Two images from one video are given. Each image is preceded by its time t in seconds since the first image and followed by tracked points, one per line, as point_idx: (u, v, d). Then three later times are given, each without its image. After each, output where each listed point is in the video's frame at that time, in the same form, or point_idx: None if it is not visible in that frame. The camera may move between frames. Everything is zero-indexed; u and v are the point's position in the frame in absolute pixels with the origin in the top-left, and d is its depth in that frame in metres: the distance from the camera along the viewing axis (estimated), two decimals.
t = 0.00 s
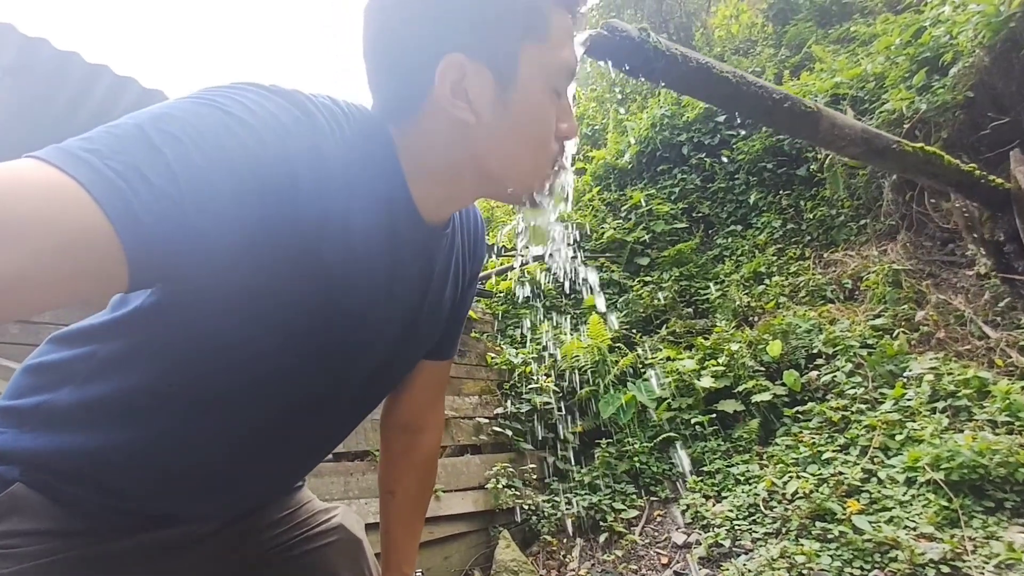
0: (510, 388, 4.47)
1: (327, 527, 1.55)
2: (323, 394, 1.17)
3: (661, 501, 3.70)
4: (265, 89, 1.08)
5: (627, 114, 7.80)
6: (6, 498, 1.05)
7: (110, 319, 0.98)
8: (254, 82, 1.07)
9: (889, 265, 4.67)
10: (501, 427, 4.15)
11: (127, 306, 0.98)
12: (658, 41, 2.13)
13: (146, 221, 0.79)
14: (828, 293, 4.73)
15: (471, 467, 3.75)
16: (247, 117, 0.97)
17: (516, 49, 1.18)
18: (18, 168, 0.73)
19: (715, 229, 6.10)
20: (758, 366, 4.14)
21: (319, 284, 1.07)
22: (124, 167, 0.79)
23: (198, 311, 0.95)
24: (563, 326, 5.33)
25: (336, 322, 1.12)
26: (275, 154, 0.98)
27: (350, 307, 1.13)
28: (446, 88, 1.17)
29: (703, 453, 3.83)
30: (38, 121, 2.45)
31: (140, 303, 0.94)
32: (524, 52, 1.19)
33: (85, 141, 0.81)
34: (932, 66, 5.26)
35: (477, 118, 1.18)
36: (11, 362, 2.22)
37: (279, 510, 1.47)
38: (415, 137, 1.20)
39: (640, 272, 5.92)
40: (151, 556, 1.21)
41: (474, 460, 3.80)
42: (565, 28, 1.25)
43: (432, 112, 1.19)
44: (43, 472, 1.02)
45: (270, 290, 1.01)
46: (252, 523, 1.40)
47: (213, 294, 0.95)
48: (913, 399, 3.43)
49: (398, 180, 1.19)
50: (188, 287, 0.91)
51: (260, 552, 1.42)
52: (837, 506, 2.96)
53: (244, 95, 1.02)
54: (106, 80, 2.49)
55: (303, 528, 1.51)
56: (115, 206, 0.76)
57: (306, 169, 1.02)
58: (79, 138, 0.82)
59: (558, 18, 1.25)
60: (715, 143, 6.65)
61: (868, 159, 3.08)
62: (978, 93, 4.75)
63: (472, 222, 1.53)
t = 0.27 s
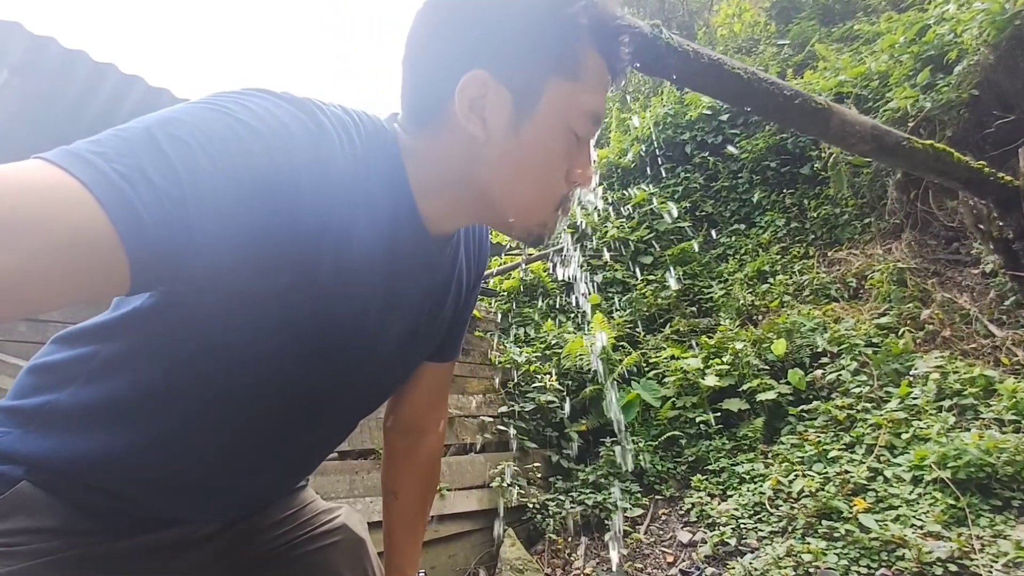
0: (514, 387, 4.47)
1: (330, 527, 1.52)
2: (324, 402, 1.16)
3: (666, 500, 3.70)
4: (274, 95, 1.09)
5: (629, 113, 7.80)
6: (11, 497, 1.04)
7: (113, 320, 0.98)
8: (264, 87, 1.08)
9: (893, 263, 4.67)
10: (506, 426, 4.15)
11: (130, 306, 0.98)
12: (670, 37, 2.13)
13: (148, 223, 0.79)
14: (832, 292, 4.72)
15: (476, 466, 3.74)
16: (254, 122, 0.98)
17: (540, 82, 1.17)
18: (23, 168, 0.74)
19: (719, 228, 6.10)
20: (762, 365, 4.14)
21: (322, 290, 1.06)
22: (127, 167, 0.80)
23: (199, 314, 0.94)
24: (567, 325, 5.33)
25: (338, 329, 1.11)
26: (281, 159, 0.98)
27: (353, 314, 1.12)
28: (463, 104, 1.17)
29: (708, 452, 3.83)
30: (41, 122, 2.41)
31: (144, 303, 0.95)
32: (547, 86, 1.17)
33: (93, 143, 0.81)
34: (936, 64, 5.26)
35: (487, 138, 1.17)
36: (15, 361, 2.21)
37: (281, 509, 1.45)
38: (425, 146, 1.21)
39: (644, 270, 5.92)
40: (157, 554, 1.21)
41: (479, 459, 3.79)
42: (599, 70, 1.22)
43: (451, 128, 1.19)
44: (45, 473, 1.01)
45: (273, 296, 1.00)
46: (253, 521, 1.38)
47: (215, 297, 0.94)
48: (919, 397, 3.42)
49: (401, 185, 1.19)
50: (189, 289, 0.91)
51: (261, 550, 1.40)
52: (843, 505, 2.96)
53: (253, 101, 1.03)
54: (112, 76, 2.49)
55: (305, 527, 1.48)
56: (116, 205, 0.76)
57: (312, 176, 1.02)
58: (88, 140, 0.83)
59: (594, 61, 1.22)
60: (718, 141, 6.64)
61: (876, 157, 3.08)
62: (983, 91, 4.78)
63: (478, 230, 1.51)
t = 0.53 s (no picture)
0: (525, 387, 4.48)
1: (336, 527, 1.53)
2: (331, 406, 1.17)
3: (677, 500, 3.68)
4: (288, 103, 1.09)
5: (640, 112, 7.77)
6: (24, 494, 1.02)
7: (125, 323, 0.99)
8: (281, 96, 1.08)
9: (909, 262, 4.60)
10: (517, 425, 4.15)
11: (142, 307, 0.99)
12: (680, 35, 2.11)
13: (164, 230, 0.80)
14: (847, 291, 4.67)
15: (487, 465, 3.74)
16: (269, 129, 0.98)
17: (566, 108, 1.17)
18: (43, 174, 0.75)
19: (731, 226, 6.05)
20: (775, 365, 4.10)
21: (331, 296, 1.06)
22: (146, 176, 0.80)
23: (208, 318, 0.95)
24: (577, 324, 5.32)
25: (347, 335, 1.11)
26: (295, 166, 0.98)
27: (361, 320, 1.13)
28: (492, 127, 1.16)
29: (720, 452, 3.80)
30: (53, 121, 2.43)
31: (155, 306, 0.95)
32: (572, 112, 1.17)
33: (112, 151, 0.82)
34: (954, 59, 5.19)
35: (513, 163, 1.16)
36: (30, 359, 2.24)
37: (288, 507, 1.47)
38: (447, 164, 1.19)
39: (655, 269, 5.89)
40: (166, 554, 1.21)
41: (490, 458, 3.79)
42: (615, 95, 1.24)
43: (471, 146, 1.18)
44: (56, 472, 1.02)
45: (282, 300, 1.01)
46: (261, 520, 1.39)
47: (224, 302, 0.95)
48: (935, 398, 3.37)
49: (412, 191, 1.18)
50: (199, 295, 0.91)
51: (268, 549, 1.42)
52: (858, 506, 2.92)
53: (268, 108, 1.03)
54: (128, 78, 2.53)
55: (312, 526, 1.50)
56: (135, 213, 0.77)
57: (326, 185, 1.02)
58: (107, 148, 0.83)
59: (612, 85, 1.24)
60: (731, 139, 6.59)
61: (888, 154, 3.04)
62: (1002, 87, 4.79)
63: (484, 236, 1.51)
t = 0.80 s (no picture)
0: (532, 385, 4.46)
1: (332, 531, 1.55)
2: (322, 410, 1.17)
3: (685, 500, 3.65)
4: (278, 112, 1.10)
5: (650, 108, 7.70)
6: (15, 502, 1.01)
7: (112, 330, 0.98)
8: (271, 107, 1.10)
9: (924, 260, 4.53)
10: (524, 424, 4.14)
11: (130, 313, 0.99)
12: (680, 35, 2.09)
13: (153, 241, 0.81)
14: (859, 289, 4.61)
15: (493, 464, 3.74)
16: (257, 138, 0.99)
17: (563, 114, 1.17)
18: (32, 185, 0.75)
19: (742, 223, 5.98)
20: (785, 365, 4.05)
21: (322, 302, 1.06)
22: (135, 187, 0.81)
23: (196, 327, 0.94)
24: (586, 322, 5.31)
25: (337, 341, 1.11)
26: (284, 175, 0.98)
27: (352, 324, 1.12)
28: (492, 137, 1.15)
29: (729, 452, 3.76)
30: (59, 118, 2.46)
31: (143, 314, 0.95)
32: (569, 118, 1.18)
33: (100, 162, 0.83)
34: (970, 53, 5.10)
35: (513, 172, 1.16)
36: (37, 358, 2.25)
37: (286, 512, 1.47)
38: (443, 172, 1.18)
39: (664, 267, 5.85)
40: (160, 558, 1.21)
41: (496, 457, 3.78)
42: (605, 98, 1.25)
43: (465, 155, 1.17)
44: (47, 478, 1.02)
45: (273, 307, 1.00)
46: (258, 524, 1.39)
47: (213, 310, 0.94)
48: (949, 399, 3.31)
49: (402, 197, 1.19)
50: (187, 304, 0.91)
51: (265, 553, 1.42)
52: (869, 509, 2.88)
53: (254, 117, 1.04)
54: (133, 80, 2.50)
55: (309, 530, 1.51)
56: (126, 224, 0.78)
57: (316, 193, 1.02)
58: (96, 159, 0.84)
59: (602, 87, 1.25)
60: (742, 135, 6.52)
61: (899, 153, 2.98)
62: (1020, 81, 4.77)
63: (475, 239, 1.51)
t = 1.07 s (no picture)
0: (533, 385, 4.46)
1: (325, 540, 1.55)
2: (315, 418, 1.16)
3: (685, 501, 3.65)
4: (272, 123, 1.10)
5: (653, 106, 7.67)
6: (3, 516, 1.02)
7: (102, 342, 0.98)
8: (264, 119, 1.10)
9: (927, 260, 4.50)
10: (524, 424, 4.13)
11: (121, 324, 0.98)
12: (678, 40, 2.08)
13: (147, 255, 0.80)
14: (862, 289, 4.58)
15: (493, 464, 3.74)
16: (249, 147, 0.99)
17: (554, 115, 1.20)
18: (23, 199, 0.75)
19: (744, 223, 5.96)
20: (787, 365, 4.04)
21: (316, 313, 1.06)
22: (127, 200, 0.81)
23: (189, 338, 0.94)
24: (587, 322, 5.30)
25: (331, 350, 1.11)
26: (278, 185, 0.97)
27: (345, 332, 1.12)
28: (490, 143, 1.16)
29: (730, 453, 3.75)
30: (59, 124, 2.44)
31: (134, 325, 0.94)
32: (559, 119, 1.20)
33: (92, 174, 0.82)
34: (975, 51, 5.07)
35: (511, 177, 1.19)
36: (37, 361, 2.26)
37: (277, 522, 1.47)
38: (441, 179, 1.18)
39: (666, 266, 5.83)
40: (152, 567, 1.22)
41: (497, 458, 3.77)
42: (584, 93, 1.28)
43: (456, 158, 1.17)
44: (37, 491, 1.02)
45: (267, 317, 1.00)
46: (249, 534, 1.39)
47: (206, 321, 0.94)
48: (951, 401, 3.29)
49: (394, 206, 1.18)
50: (179, 315, 0.90)
51: (256, 563, 1.43)
52: (869, 512, 2.87)
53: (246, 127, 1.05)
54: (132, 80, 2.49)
55: (301, 540, 1.51)
56: (116, 237, 0.77)
57: (311, 203, 1.02)
58: (86, 171, 0.83)
59: (582, 85, 1.28)
60: (745, 134, 6.49)
61: (902, 156, 2.95)
62: None
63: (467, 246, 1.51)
